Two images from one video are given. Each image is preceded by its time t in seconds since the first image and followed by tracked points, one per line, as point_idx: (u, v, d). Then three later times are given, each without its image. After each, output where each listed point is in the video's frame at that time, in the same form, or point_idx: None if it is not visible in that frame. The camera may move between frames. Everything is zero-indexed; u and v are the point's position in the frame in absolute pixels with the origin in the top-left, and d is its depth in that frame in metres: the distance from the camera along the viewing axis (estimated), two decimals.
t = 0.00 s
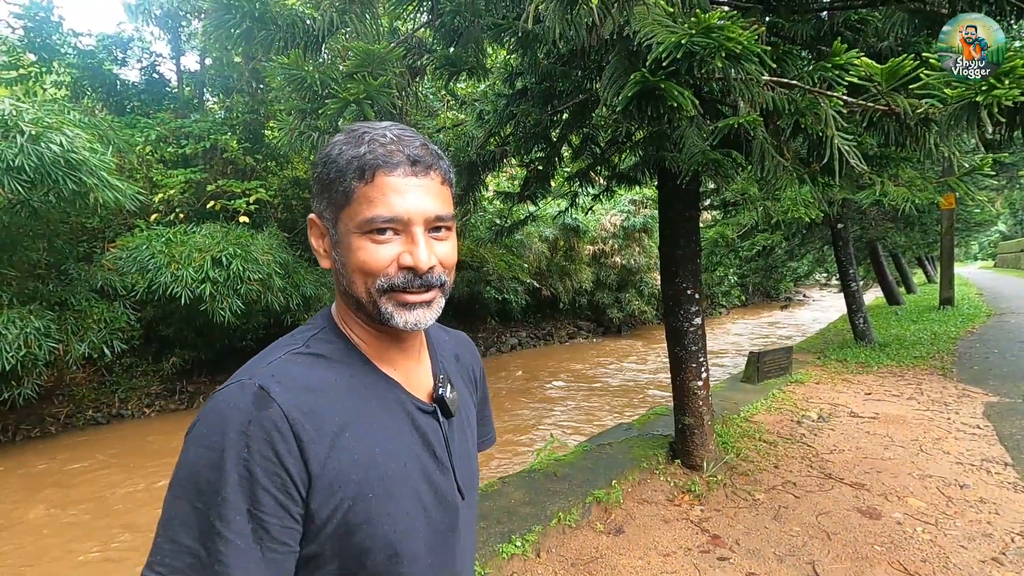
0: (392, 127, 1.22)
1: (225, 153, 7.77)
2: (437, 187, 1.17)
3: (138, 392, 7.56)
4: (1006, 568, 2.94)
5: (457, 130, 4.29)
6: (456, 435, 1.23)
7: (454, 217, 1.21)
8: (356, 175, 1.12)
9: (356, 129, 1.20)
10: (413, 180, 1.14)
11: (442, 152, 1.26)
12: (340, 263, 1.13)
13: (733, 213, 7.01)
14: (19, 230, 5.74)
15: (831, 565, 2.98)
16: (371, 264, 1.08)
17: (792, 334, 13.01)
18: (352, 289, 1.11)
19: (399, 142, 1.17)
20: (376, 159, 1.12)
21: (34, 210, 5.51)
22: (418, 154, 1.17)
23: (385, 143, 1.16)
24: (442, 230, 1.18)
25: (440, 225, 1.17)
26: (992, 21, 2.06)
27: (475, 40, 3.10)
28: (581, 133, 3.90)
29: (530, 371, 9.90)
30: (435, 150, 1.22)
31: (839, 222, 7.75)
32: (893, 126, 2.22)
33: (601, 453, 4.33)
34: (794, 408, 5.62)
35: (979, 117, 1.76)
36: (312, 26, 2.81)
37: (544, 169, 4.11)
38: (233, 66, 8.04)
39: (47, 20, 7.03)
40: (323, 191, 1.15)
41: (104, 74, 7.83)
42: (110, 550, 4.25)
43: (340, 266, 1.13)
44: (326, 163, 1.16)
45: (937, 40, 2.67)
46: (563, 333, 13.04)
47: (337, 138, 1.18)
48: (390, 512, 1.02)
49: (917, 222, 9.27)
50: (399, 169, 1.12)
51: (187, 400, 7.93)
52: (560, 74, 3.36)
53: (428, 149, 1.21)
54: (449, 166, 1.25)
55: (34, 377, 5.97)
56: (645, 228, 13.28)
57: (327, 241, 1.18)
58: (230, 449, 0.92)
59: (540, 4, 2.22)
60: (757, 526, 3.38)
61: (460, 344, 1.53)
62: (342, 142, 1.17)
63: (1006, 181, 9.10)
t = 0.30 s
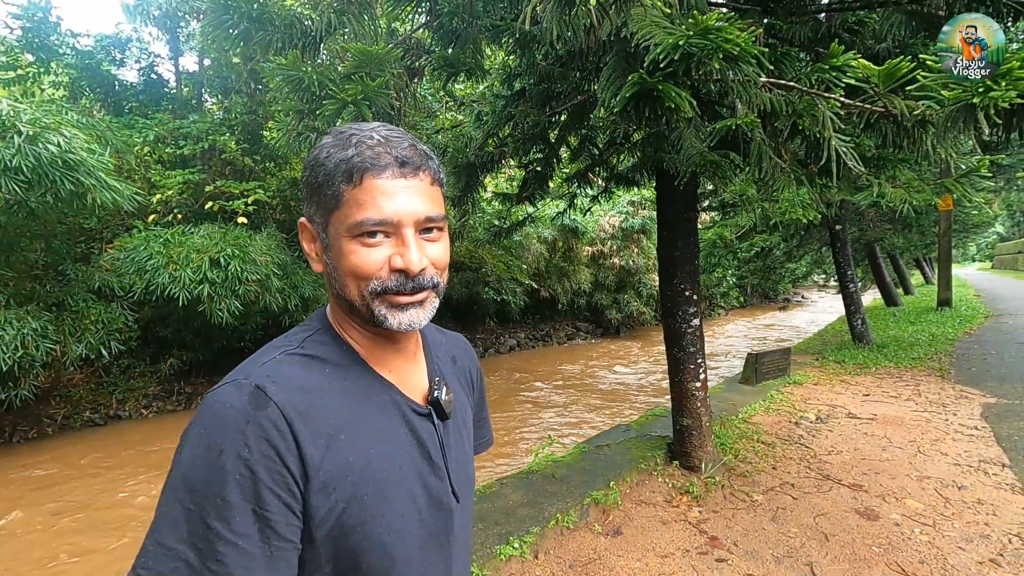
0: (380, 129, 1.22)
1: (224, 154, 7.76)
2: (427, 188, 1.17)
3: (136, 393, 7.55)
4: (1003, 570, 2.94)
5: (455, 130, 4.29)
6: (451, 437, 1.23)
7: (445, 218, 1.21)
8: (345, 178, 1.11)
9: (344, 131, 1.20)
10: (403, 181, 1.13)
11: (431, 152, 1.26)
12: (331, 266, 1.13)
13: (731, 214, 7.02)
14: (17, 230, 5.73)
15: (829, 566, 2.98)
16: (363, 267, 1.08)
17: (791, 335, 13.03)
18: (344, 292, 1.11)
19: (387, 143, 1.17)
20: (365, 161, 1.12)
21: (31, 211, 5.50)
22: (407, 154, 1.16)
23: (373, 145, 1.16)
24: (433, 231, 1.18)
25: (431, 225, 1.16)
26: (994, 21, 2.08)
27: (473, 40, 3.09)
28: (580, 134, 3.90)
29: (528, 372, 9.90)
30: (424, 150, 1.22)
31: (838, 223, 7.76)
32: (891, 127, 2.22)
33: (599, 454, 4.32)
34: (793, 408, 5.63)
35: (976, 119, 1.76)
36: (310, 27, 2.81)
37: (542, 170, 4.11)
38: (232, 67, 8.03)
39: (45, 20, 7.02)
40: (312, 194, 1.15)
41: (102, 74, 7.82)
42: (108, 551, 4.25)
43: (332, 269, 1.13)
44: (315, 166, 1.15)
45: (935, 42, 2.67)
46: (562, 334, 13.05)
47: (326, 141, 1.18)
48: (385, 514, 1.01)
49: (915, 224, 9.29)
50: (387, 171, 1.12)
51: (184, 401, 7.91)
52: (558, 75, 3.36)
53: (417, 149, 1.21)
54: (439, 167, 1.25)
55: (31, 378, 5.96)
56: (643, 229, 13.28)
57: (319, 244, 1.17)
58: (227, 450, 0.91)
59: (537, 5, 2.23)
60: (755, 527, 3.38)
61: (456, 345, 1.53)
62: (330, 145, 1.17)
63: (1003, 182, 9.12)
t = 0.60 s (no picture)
0: (388, 125, 1.22)
1: (227, 153, 7.78)
2: (435, 184, 1.17)
3: (140, 392, 7.57)
4: (1008, 570, 2.93)
5: (458, 129, 4.30)
6: (457, 436, 1.23)
7: (453, 214, 1.21)
8: (353, 174, 1.11)
9: (351, 127, 1.20)
10: (411, 177, 1.13)
11: (439, 148, 1.26)
12: (339, 264, 1.13)
13: (734, 213, 7.01)
14: (22, 230, 5.75)
15: (833, 566, 2.97)
16: (371, 264, 1.08)
17: (794, 335, 12.99)
18: (352, 290, 1.11)
19: (395, 140, 1.17)
20: (373, 157, 1.12)
21: (36, 210, 5.53)
22: (415, 151, 1.16)
23: (381, 141, 1.16)
24: (441, 228, 1.17)
25: (439, 222, 1.16)
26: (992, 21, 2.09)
27: (476, 39, 3.09)
28: (583, 133, 3.89)
29: (531, 372, 9.89)
30: (432, 146, 1.22)
31: (842, 223, 7.73)
32: (896, 126, 2.21)
33: (602, 453, 4.32)
34: (796, 408, 5.61)
35: (982, 117, 1.75)
36: (313, 26, 2.82)
37: (545, 169, 4.10)
38: (235, 67, 8.06)
39: (50, 20, 7.13)
40: (320, 191, 1.15)
41: (106, 74, 7.84)
42: (112, 550, 4.26)
43: (340, 267, 1.13)
44: (322, 163, 1.15)
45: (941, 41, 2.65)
46: (564, 333, 13.04)
47: (334, 137, 1.18)
48: (392, 513, 1.02)
49: (920, 223, 9.25)
50: (396, 167, 1.12)
51: (188, 399, 7.94)
52: (562, 74, 3.35)
53: (425, 146, 1.21)
54: (447, 163, 1.25)
55: (36, 377, 5.99)
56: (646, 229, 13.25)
57: (327, 242, 1.17)
58: (233, 450, 0.91)
59: (540, 4, 2.23)
60: (758, 527, 3.37)
61: (461, 344, 1.53)
62: (338, 141, 1.17)
63: (1009, 181, 9.07)
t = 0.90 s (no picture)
0: (398, 119, 1.21)
1: (232, 150, 7.79)
2: (446, 178, 1.16)
3: (147, 388, 7.61)
4: (1016, 568, 2.92)
5: (463, 125, 4.29)
6: (468, 431, 1.23)
7: (465, 208, 1.20)
8: (364, 169, 1.11)
9: (362, 122, 1.19)
10: (422, 171, 1.13)
11: (450, 142, 1.25)
12: (351, 259, 1.13)
13: (739, 210, 6.98)
14: (29, 226, 5.77)
15: (840, 563, 2.96)
16: (383, 259, 1.08)
17: (799, 332, 12.95)
18: (365, 285, 1.11)
19: (406, 134, 1.16)
20: (384, 152, 1.11)
21: (43, 207, 5.55)
22: (426, 145, 1.16)
23: (392, 135, 1.15)
24: (453, 222, 1.17)
25: (451, 217, 1.16)
26: (992, 19, 2.08)
27: (481, 35, 3.07)
28: (588, 129, 3.87)
29: (535, 368, 9.89)
30: (443, 140, 1.22)
31: (848, 219, 7.69)
32: (905, 121, 2.19)
33: (607, 449, 4.32)
34: (801, 405, 5.60)
35: (994, 111, 1.74)
36: (319, 21, 2.80)
37: (550, 165, 4.09)
38: (240, 63, 8.06)
39: (55, 17, 7.19)
40: (331, 187, 1.15)
41: (112, 71, 7.85)
42: (120, 543, 4.29)
43: (352, 263, 1.13)
44: (333, 158, 1.15)
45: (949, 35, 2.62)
46: (568, 330, 13.03)
47: (343, 132, 1.18)
48: (404, 508, 1.02)
49: (927, 220, 9.19)
50: (407, 162, 1.11)
51: (194, 395, 7.98)
52: (568, 69, 3.35)
53: (436, 140, 1.20)
54: (458, 156, 1.24)
55: (44, 372, 6.03)
56: (651, 225, 13.20)
57: (338, 237, 1.18)
58: (245, 445, 0.91)
59: None
60: (764, 523, 3.37)
61: (472, 338, 1.53)
62: (348, 136, 1.16)
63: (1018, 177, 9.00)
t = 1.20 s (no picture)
0: (406, 123, 1.22)
1: (232, 153, 7.80)
2: (454, 182, 1.17)
3: (146, 391, 7.60)
4: (1018, 571, 2.91)
5: (463, 129, 4.30)
6: (474, 434, 1.23)
7: (473, 212, 1.20)
8: (372, 173, 1.11)
9: (371, 126, 1.19)
10: (430, 175, 1.13)
11: (458, 147, 1.26)
12: (360, 263, 1.14)
13: (739, 213, 6.99)
14: (29, 229, 5.77)
15: (841, 567, 2.96)
16: (391, 263, 1.08)
17: (799, 335, 12.94)
18: (373, 290, 1.11)
19: (414, 137, 1.17)
20: (392, 156, 1.12)
21: (43, 210, 5.55)
22: (434, 149, 1.16)
23: (401, 139, 1.16)
24: (461, 226, 1.17)
25: (459, 220, 1.16)
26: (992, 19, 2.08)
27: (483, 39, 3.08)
28: (588, 132, 3.87)
29: (535, 372, 9.87)
30: (451, 144, 1.22)
31: (847, 222, 7.69)
32: (905, 125, 2.20)
33: (607, 453, 4.31)
34: (802, 408, 5.60)
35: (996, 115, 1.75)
36: (321, 24, 2.79)
37: (551, 168, 4.09)
38: (240, 67, 8.08)
39: (56, 21, 7.19)
40: (339, 190, 1.16)
41: (112, 74, 7.86)
42: (120, 547, 4.28)
43: (360, 266, 1.13)
44: (342, 162, 1.15)
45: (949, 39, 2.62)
46: (568, 333, 13.02)
47: (352, 136, 1.18)
48: (411, 512, 1.02)
49: (926, 223, 9.20)
50: (415, 166, 1.12)
51: (194, 398, 7.95)
52: (568, 72, 3.36)
53: (444, 143, 1.21)
54: (466, 160, 1.24)
55: (43, 375, 6.01)
56: (650, 228, 13.21)
57: (347, 241, 1.18)
58: (251, 449, 0.91)
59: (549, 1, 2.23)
60: (765, 526, 3.36)
61: (478, 341, 1.54)
62: (357, 140, 1.17)
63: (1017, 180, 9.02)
